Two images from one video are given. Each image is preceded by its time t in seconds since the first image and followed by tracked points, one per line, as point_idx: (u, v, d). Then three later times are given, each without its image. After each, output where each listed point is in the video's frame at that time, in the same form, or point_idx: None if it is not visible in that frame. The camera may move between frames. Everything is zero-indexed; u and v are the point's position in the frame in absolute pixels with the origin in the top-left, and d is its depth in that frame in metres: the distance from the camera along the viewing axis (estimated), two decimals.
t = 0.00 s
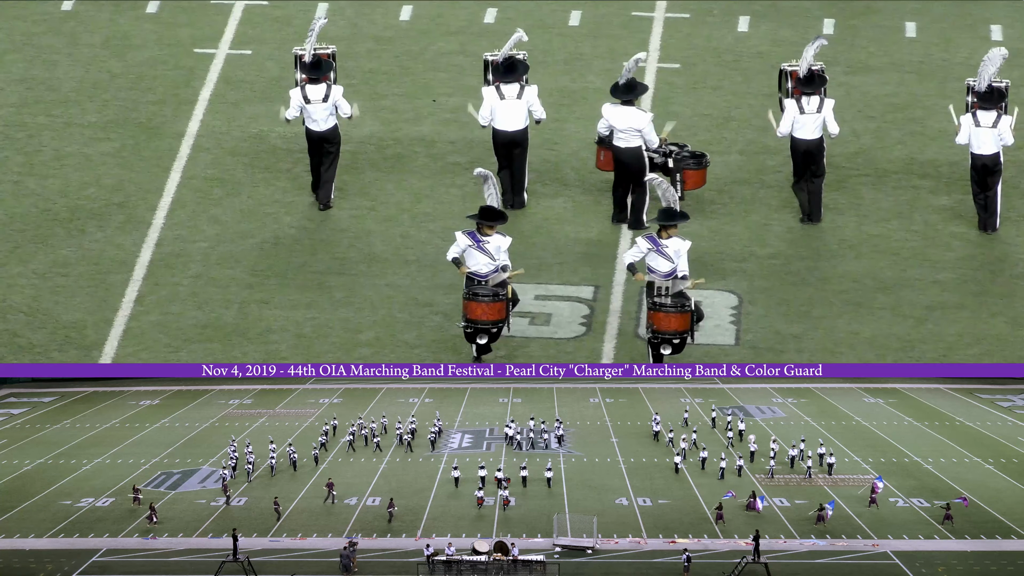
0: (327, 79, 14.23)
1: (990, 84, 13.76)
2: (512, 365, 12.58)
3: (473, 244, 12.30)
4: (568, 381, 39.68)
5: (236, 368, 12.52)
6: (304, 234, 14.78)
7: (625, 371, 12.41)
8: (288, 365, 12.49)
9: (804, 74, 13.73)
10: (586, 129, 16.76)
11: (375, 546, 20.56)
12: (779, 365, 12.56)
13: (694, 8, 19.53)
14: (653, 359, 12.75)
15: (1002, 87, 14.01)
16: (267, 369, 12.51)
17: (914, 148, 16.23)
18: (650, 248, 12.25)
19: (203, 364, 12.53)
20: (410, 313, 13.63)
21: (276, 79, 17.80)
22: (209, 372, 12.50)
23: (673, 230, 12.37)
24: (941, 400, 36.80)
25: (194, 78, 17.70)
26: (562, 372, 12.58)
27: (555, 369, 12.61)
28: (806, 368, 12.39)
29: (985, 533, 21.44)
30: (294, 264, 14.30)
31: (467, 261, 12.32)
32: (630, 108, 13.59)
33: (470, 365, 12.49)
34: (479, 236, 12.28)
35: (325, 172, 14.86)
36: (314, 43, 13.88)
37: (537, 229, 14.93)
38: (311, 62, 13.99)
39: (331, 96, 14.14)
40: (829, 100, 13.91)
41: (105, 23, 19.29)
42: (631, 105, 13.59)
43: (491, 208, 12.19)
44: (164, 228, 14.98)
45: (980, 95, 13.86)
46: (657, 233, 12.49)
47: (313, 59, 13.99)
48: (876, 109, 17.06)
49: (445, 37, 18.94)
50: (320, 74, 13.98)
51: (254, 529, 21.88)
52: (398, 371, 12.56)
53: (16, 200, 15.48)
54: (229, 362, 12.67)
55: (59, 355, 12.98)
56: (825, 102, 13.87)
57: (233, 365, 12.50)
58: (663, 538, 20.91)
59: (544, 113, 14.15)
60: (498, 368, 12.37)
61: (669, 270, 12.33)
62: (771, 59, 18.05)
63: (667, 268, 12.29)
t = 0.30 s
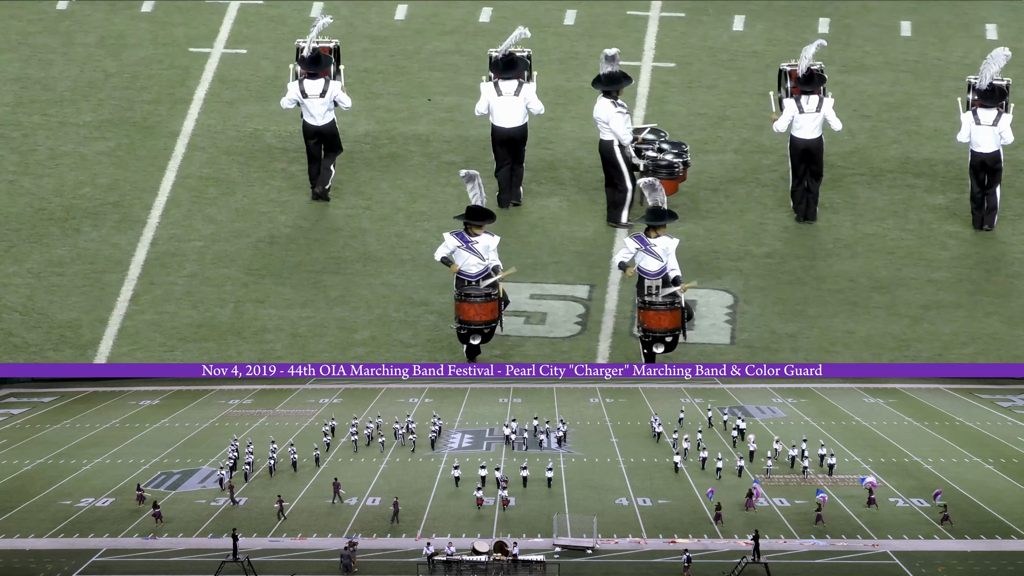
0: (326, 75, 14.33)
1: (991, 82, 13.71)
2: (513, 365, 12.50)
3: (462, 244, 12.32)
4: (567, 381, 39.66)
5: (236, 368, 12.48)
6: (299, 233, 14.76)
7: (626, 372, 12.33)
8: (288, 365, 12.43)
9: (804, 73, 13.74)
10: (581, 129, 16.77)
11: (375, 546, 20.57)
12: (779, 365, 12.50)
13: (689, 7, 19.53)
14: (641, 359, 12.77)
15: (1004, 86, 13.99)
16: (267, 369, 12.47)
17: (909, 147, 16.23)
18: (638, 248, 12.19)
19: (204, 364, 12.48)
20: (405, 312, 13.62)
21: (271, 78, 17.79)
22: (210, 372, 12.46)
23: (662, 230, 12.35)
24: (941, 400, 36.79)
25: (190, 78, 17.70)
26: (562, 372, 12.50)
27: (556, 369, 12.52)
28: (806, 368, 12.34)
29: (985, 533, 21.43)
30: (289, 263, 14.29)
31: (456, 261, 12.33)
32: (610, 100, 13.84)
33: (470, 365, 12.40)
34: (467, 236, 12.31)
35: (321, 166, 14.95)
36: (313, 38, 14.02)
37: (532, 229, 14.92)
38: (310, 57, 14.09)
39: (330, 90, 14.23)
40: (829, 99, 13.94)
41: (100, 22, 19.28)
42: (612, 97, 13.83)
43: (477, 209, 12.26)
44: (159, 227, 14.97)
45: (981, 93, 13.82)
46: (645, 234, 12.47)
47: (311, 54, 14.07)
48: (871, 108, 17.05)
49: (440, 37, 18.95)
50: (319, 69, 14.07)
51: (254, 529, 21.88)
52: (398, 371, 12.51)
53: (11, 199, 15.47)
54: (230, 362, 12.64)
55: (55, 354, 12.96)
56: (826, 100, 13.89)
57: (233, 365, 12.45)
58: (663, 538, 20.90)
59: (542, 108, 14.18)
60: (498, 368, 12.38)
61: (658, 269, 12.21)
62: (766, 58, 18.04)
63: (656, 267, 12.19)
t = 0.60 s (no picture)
0: (323, 72, 14.36)
1: (989, 81, 13.66)
2: (513, 365, 12.57)
3: (456, 244, 12.37)
4: (566, 381, 39.64)
5: (236, 368, 12.47)
6: (294, 233, 14.76)
7: (626, 372, 12.40)
8: (288, 365, 12.44)
9: (801, 72, 13.79)
10: (576, 129, 16.79)
11: (375, 546, 20.58)
12: (778, 365, 12.52)
13: (684, 7, 19.53)
14: (636, 359, 12.82)
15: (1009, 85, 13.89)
16: (268, 370, 12.46)
17: (904, 146, 16.23)
18: (634, 248, 12.30)
19: (204, 364, 12.48)
20: (400, 311, 13.63)
21: (266, 77, 17.80)
22: (210, 372, 12.45)
23: (656, 229, 12.43)
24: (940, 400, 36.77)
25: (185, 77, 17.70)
26: (562, 372, 12.56)
27: (556, 369, 12.58)
28: (805, 368, 12.36)
29: (985, 533, 21.40)
30: (284, 262, 14.29)
31: (452, 261, 12.39)
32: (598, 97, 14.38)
33: (470, 365, 12.47)
34: (461, 236, 12.35)
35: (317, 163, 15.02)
36: (310, 34, 14.09)
37: (528, 228, 14.92)
38: (305, 53, 14.19)
39: (324, 88, 14.24)
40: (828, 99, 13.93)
41: (95, 22, 19.28)
42: (601, 94, 14.35)
43: (470, 209, 12.31)
44: (154, 226, 14.98)
45: (979, 92, 13.79)
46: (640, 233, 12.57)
47: (306, 50, 14.17)
48: (866, 107, 17.05)
49: (436, 36, 18.96)
50: (314, 65, 14.18)
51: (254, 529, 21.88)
52: (397, 371, 12.53)
53: (7, 199, 15.48)
54: (228, 362, 12.63)
55: (50, 354, 12.96)
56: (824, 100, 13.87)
57: (232, 365, 12.46)
58: (663, 538, 20.89)
59: (538, 109, 14.14)
60: (498, 368, 12.43)
61: (654, 268, 12.40)
62: (761, 57, 18.04)
63: (652, 267, 12.36)
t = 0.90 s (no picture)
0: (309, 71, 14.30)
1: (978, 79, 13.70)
2: (513, 365, 12.53)
3: (456, 244, 12.35)
4: (567, 382, 39.62)
5: (235, 368, 12.47)
6: (290, 232, 14.75)
7: (626, 372, 12.37)
8: (287, 365, 12.43)
9: (794, 70, 13.72)
10: (572, 128, 16.80)
11: (375, 546, 20.58)
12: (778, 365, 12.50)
13: (680, 7, 19.53)
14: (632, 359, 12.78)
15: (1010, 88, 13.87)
16: (267, 369, 12.46)
17: (900, 146, 16.23)
18: (634, 247, 12.35)
19: (203, 364, 12.47)
20: (396, 310, 13.62)
21: (262, 77, 17.81)
22: (209, 372, 12.43)
23: (656, 229, 12.45)
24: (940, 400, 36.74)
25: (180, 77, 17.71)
26: (562, 372, 12.52)
27: (556, 369, 12.55)
28: (806, 368, 12.34)
29: (986, 533, 21.39)
30: (280, 262, 14.29)
31: (451, 261, 12.38)
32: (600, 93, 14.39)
33: (470, 365, 12.42)
34: (460, 235, 12.33)
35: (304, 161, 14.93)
36: (294, 33, 13.99)
37: (524, 227, 14.91)
38: (290, 51, 14.14)
39: (304, 87, 14.19)
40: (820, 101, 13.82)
41: (90, 21, 19.28)
42: (601, 92, 14.33)
43: (469, 208, 12.28)
44: (149, 226, 14.98)
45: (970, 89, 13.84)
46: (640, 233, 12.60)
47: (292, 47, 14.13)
48: (862, 107, 17.05)
49: (432, 36, 18.98)
50: (296, 64, 14.13)
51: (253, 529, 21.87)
52: (397, 371, 12.50)
53: (3, 198, 15.48)
54: (227, 362, 12.63)
55: (45, 354, 12.95)
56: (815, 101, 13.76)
57: (232, 365, 12.46)
58: (663, 538, 20.88)
59: (525, 108, 14.02)
60: (498, 368, 12.40)
61: (654, 268, 12.42)
62: (757, 57, 18.04)
63: (652, 267, 12.38)
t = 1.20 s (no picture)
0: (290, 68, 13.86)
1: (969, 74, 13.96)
2: (514, 365, 12.54)
3: (463, 244, 12.43)
4: (567, 382, 39.52)
5: (236, 368, 12.52)
6: (287, 232, 14.76)
7: (626, 372, 12.37)
8: (288, 366, 12.46)
9: (783, 64, 13.80)
10: (568, 127, 16.82)
11: (375, 546, 20.59)
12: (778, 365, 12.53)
13: (676, 7, 19.55)
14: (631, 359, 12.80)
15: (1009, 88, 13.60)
16: (268, 369, 12.48)
17: (896, 146, 16.25)
18: (641, 247, 12.35)
19: (204, 365, 12.53)
20: (392, 310, 13.62)
21: (258, 76, 17.83)
22: (209, 372, 12.56)
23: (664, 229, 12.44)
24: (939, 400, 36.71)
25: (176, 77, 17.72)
26: (562, 372, 12.55)
27: (556, 369, 12.58)
28: (805, 368, 12.37)
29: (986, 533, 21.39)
30: (276, 261, 14.29)
31: (458, 261, 12.43)
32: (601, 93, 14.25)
33: (470, 365, 12.42)
34: (467, 235, 12.42)
35: (287, 161, 14.94)
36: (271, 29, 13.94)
37: (520, 227, 14.91)
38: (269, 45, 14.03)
39: (277, 82, 14.10)
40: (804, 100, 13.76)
41: (86, 21, 19.29)
42: (602, 91, 14.19)
43: (477, 208, 12.33)
44: (146, 226, 14.99)
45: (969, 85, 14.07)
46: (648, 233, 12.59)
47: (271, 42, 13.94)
48: (858, 106, 17.06)
49: (428, 35, 19.00)
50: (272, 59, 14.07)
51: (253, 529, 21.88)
52: (397, 371, 12.53)
53: None
54: (228, 362, 12.67)
55: (42, 354, 12.95)
56: (796, 100, 13.75)
57: (232, 365, 12.50)
58: (663, 538, 20.87)
59: (509, 110, 13.97)
60: (497, 367, 12.35)
61: (660, 268, 12.38)
62: (753, 57, 18.07)
63: (658, 267, 12.36)
